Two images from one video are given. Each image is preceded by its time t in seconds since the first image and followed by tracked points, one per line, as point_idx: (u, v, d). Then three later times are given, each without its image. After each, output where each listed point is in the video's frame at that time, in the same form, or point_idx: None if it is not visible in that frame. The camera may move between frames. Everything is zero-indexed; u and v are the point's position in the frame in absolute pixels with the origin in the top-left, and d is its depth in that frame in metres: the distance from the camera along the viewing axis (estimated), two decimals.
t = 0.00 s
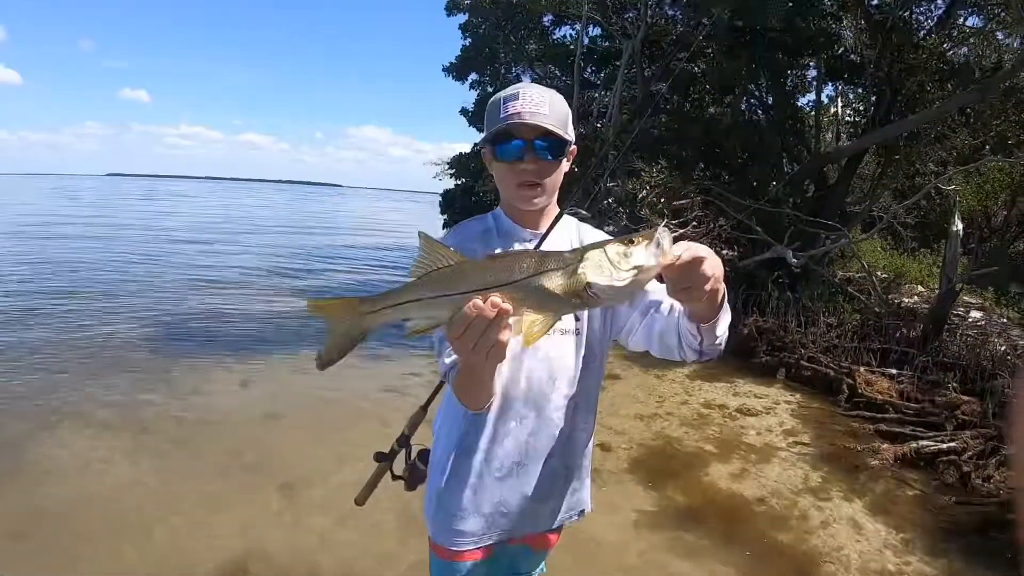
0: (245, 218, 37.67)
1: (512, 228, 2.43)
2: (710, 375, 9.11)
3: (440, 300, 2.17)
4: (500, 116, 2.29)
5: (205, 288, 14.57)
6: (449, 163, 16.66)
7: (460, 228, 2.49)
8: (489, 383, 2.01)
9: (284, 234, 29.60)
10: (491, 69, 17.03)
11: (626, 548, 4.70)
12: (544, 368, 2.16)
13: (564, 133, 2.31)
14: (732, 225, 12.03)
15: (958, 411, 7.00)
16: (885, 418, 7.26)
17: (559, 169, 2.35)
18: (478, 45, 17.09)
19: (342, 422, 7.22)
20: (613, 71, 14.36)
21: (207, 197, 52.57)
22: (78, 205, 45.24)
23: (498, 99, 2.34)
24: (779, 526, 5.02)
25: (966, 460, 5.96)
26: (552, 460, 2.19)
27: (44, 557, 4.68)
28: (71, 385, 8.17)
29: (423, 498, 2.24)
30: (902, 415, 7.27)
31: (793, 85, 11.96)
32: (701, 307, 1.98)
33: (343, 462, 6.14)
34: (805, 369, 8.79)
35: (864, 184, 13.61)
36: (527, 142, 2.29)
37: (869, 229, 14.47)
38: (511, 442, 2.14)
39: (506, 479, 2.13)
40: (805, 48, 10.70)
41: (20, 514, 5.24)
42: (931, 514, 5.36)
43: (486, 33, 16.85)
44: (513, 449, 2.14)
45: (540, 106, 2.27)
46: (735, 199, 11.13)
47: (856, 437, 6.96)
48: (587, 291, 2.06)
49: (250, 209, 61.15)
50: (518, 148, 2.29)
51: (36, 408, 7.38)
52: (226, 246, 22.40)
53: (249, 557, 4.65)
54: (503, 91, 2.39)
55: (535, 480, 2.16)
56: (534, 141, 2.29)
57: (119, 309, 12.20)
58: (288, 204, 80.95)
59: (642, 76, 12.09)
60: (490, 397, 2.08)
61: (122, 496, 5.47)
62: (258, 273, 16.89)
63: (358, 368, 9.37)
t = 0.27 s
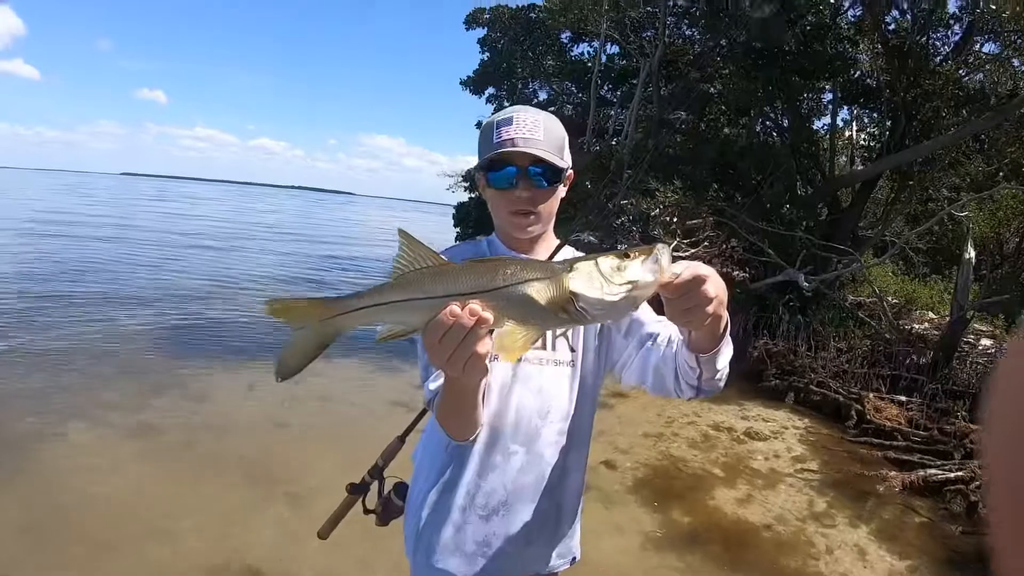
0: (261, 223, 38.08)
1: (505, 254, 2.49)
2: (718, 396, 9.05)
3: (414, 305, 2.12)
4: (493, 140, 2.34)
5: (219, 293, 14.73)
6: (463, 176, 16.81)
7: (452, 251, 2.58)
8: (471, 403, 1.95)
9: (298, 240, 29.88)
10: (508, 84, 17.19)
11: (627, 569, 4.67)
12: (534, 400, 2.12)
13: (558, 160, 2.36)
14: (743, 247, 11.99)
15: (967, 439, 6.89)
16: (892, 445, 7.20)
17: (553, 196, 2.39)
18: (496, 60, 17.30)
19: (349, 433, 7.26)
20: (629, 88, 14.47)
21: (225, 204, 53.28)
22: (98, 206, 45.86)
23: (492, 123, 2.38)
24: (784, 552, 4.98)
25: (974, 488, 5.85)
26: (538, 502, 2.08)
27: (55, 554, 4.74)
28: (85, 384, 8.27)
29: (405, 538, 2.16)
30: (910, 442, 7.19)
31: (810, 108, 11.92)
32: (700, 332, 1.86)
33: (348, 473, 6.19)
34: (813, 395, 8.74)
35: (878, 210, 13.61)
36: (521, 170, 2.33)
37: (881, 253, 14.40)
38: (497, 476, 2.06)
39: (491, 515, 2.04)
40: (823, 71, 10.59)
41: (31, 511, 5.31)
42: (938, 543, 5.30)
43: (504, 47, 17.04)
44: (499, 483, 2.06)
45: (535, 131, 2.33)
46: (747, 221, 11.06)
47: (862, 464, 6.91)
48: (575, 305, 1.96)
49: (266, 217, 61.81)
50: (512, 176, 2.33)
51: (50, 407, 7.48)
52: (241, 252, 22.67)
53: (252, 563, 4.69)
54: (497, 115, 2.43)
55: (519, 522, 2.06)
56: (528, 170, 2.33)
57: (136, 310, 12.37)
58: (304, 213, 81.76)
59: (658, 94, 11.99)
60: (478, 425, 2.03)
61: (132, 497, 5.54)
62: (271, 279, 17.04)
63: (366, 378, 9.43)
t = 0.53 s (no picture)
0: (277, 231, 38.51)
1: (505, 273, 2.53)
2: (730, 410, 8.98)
3: (402, 314, 2.16)
4: (494, 161, 2.39)
5: (236, 300, 14.90)
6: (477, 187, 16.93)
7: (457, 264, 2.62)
8: (464, 416, 1.99)
9: (314, 248, 30.17)
10: (524, 95, 17.32)
11: None
12: (532, 422, 2.11)
13: (560, 180, 2.38)
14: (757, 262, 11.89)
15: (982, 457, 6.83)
16: (906, 463, 7.10)
17: (554, 216, 2.42)
18: (512, 71, 17.47)
19: (360, 442, 7.30)
20: (644, 100, 14.53)
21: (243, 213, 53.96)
22: (120, 212, 46.63)
23: (493, 142, 2.43)
24: (794, 570, 4.92)
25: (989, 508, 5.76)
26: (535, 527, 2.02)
27: (70, 553, 4.81)
28: (103, 387, 8.40)
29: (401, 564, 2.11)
30: (923, 460, 7.08)
31: (825, 122, 11.84)
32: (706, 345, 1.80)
33: (357, 482, 6.22)
34: (827, 411, 8.65)
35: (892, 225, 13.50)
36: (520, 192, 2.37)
37: (896, 268, 14.25)
38: (492, 500, 2.02)
39: (485, 540, 1.98)
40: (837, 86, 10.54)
41: (47, 511, 5.39)
42: (951, 565, 5.21)
43: (520, 59, 17.20)
44: (494, 507, 2.01)
45: (535, 151, 2.36)
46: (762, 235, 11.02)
47: (875, 481, 6.82)
48: (573, 318, 1.99)
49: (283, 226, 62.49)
50: (511, 198, 2.37)
51: (68, 409, 7.60)
52: (258, 259, 22.93)
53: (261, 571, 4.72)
54: (498, 133, 2.46)
55: (514, 547, 1.99)
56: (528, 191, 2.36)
57: (154, 316, 12.55)
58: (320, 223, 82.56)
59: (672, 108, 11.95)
60: (470, 443, 2.04)
61: (146, 500, 5.61)
62: (285, 286, 17.20)
63: (377, 388, 9.48)
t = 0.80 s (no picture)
0: (291, 237, 38.85)
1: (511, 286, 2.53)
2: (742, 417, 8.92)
3: (396, 317, 2.18)
4: (503, 168, 2.41)
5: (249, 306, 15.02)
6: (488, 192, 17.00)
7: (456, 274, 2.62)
8: (464, 421, 2.00)
9: (327, 254, 30.39)
10: (535, 101, 17.42)
11: None
12: (534, 435, 2.12)
13: (569, 187, 2.42)
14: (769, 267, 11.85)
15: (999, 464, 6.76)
16: (920, 470, 7.02)
17: (563, 224, 2.44)
18: (523, 78, 17.58)
19: (371, 449, 7.34)
20: (655, 105, 14.54)
21: (257, 219, 54.42)
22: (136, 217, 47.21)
23: (499, 148, 2.46)
24: None
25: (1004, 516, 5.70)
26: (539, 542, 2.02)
27: (87, 557, 4.86)
28: (118, 393, 8.49)
29: None
30: (938, 467, 7.00)
31: (837, 127, 11.77)
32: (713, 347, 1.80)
33: (369, 488, 6.25)
34: (840, 418, 8.58)
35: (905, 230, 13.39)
36: (529, 198, 2.39)
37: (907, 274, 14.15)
38: (495, 514, 2.04)
39: (488, 554, 2.00)
40: (849, 91, 10.48)
41: (64, 516, 5.44)
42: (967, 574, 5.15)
43: (531, 65, 17.32)
44: (497, 521, 2.03)
45: (545, 156, 2.41)
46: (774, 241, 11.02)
47: (888, 489, 6.77)
48: (571, 321, 2.02)
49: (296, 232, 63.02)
50: (520, 204, 2.39)
51: (84, 413, 7.70)
52: (271, 264, 23.11)
53: None
54: (501, 139, 2.50)
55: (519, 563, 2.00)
56: (537, 198, 2.39)
57: (168, 320, 12.68)
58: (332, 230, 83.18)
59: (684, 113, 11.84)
60: (471, 457, 2.06)
61: (161, 506, 5.66)
62: (298, 292, 17.33)
63: (388, 394, 9.53)
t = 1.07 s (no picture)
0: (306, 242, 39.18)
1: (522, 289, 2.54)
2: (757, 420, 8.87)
3: (396, 321, 2.24)
4: (520, 166, 2.43)
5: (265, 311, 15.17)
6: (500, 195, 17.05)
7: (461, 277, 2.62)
8: (471, 426, 2.01)
9: (341, 258, 30.60)
10: (548, 103, 17.46)
11: None
12: (545, 441, 2.15)
13: (586, 186, 2.46)
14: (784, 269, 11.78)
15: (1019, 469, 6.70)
16: (938, 474, 6.94)
17: (577, 223, 2.48)
18: (536, 80, 17.61)
19: (386, 455, 7.41)
20: (668, 106, 14.52)
21: (272, 225, 54.89)
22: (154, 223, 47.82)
23: (513, 146, 2.48)
24: None
25: None
26: (550, 549, 2.04)
27: (109, 561, 4.93)
28: (138, 397, 8.60)
29: None
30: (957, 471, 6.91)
31: (851, 127, 11.67)
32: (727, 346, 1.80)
33: (385, 493, 6.30)
34: (856, 421, 8.49)
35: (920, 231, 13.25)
36: (546, 196, 2.42)
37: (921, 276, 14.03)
38: (506, 523, 2.07)
39: (499, 563, 2.03)
40: (865, 91, 10.51)
41: (87, 520, 5.53)
42: None
43: (543, 68, 17.37)
44: (508, 530, 2.05)
45: (561, 154, 2.45)
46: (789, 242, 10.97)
47: (905, 493, 6.71)
48: (577, 322, 2.05)
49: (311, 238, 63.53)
50: (536, 202, 2.42)
51: (104, 417, 7.82)
52: (286, 269, 23.31)
53: None
54: (513, 138, 2.52)
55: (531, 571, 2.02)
56: (555, 198, 2.42)
57: (185, 325, 12.84)
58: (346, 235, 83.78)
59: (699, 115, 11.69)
60: (481, 464, 2.09)
61: (181, 511, 5.73)
62: (312, 296, 17.48)
63: (401, 399, 9.58)
